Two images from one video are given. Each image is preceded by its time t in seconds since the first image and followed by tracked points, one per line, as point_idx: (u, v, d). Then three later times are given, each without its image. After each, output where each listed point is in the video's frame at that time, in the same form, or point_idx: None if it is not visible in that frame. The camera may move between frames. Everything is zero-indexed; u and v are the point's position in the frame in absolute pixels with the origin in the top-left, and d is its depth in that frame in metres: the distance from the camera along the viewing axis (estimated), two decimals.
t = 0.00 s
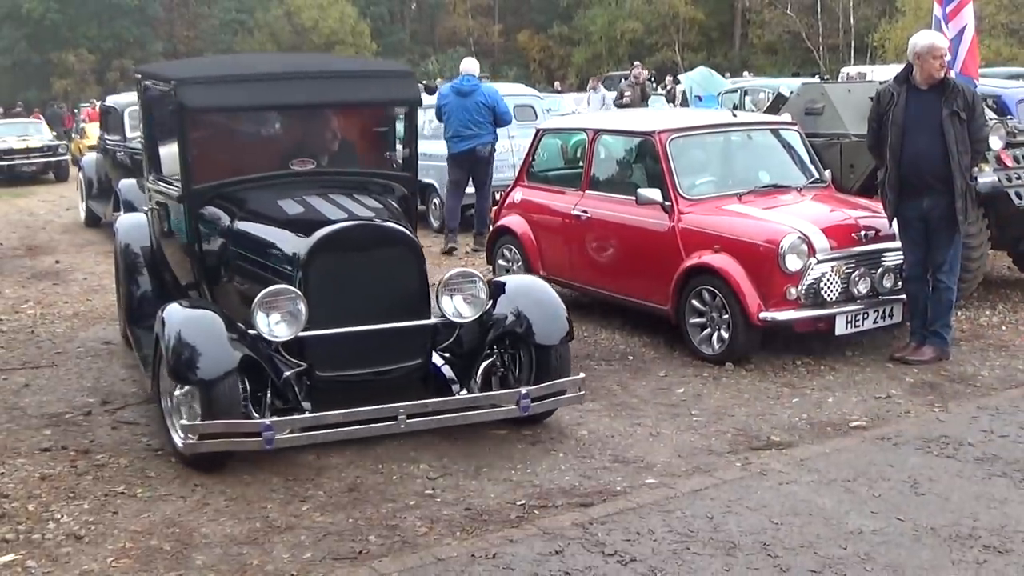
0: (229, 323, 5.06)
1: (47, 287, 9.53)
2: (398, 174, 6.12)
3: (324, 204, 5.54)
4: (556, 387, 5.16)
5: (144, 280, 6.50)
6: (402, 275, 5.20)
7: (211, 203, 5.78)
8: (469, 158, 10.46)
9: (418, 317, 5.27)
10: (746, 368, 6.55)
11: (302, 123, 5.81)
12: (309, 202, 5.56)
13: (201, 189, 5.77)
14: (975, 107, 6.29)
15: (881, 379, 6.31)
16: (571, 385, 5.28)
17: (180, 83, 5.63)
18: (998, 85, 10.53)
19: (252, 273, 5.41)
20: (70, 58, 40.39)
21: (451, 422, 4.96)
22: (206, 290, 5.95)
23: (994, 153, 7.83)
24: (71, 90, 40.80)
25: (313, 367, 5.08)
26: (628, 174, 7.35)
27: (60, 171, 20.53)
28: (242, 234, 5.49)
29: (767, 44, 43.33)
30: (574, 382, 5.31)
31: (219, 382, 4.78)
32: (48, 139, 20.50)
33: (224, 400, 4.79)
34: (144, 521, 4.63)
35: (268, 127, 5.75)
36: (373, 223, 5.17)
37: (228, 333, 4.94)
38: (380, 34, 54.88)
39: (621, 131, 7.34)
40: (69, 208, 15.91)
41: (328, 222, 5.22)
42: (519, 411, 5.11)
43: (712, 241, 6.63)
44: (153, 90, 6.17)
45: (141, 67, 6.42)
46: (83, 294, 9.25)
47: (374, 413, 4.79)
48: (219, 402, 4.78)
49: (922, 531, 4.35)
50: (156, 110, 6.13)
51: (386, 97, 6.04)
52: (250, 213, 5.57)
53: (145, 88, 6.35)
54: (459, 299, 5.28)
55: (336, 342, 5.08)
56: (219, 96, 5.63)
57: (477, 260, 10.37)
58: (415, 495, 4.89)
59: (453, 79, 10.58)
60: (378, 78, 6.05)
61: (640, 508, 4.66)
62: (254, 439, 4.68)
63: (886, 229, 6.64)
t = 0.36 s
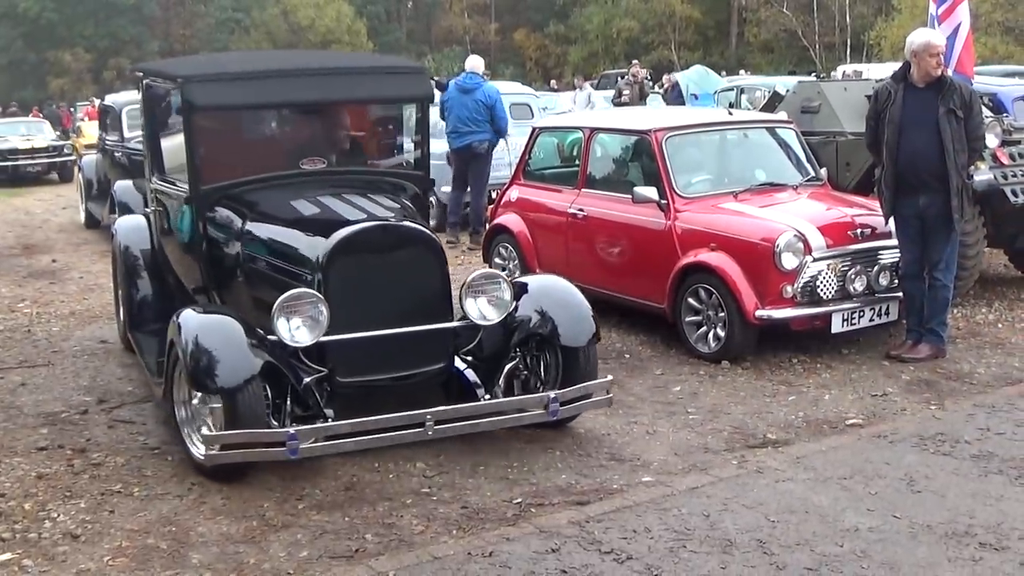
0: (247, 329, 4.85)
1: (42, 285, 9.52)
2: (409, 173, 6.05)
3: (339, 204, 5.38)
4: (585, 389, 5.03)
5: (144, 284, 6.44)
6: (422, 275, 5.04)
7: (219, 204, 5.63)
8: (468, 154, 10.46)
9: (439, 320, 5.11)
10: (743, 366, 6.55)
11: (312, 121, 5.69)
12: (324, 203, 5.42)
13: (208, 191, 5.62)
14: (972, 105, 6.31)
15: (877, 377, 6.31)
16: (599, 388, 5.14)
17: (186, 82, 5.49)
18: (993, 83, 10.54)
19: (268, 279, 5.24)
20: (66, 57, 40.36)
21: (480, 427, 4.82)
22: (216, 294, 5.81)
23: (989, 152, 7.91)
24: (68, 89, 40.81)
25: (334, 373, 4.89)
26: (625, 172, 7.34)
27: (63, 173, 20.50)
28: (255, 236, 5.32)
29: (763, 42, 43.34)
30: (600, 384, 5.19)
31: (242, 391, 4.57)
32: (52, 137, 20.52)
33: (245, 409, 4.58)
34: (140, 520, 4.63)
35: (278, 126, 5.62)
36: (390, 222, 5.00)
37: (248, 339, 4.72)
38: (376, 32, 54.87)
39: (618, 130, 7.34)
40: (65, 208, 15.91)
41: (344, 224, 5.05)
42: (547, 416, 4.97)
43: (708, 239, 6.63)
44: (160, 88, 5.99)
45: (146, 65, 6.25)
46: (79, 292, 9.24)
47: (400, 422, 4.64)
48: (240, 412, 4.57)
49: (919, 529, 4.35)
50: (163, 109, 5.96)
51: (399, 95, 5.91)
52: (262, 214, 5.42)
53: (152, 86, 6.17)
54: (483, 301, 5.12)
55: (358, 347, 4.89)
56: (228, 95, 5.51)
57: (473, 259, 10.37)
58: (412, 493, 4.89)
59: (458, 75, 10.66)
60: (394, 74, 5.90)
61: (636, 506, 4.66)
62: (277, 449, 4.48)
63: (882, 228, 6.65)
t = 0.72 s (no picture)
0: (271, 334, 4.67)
1: (34, 287, 9.52)
2: (420, 172, 5.91)
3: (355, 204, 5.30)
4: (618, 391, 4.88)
5: (140, 287, 6.27)
6: (447, 275, 4.97)
7: (228, 206, 5.51)
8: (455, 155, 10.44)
9: (460, 322, 5.04)
10: (734, 363, 6.56)
11: (323, 118, 5.54)
12: (340, 203, 5.32)
13: (217, 192, 5.49)
14: (964, 101, 6.32)
15: (868, 373, 6.32)
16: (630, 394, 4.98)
17: (194, 80, 5.33)
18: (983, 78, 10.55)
19: (286, 281, 5.12)
20: (56, 58, 40.29)
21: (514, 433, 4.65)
22: (226, 298, 5.70)
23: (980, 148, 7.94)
24: (59, 90, 40.78)
25: (359, 379, 4.76)
26: (616, 170, 7.34)
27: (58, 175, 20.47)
28: (269, 237, 5.16)
29: (754, 39, 43.36)
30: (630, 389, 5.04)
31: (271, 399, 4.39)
32: (46, 138, 20.51)
33: (276, 415, 4.40)
34: (133, 520, 4.63)
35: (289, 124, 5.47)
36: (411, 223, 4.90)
37: (273, 346, 4.55)
38: (367, 32, 54.87)
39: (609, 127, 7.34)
40: (57, 209, 15.91)
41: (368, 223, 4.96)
42: (580, 419, 4.81)
43: (700, 236, 6.63)
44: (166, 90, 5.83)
45: (150, 66, 6.10)
46: (70, 293, 9.24)
47: (436, 425, 4.47)
48: (271, 418, 4.39)
49: (911, 524, 4.36)
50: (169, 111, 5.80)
51: (414, 92, 5.76)
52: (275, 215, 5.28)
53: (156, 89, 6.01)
54: (512, 303, 5.00)
55: (383, 352, 4.79)
56: (239, 91, 5.33)
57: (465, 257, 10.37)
58: (405, 491, 4.89)
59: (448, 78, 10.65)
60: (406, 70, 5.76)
61: (628, 503, 4.67)
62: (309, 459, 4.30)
63: (875, 224, 6.65)
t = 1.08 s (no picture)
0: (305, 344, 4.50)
1: (21, 288, 9.51)
2: (432, 172, 5.63)
3: (379, 208, 5.05)
4: (658, 398, 4.79)
5: (138, 295, 6.17)
6: (482, 279, 4.74)
7: (239, 211, 5.24)
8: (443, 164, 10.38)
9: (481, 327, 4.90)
10: (723, 362, 6.56)
11: (340, 120, 5.27)
12: (361, 207, 5.07)
13: (228, 197, 5.22)
14: (951, 100, 6.32)
15: (856, 371, 6.33)
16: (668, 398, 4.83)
17: (205, 79, 5.07)
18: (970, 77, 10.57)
19: (299, 287, 4.96)
20: (43, 59, 40.22)
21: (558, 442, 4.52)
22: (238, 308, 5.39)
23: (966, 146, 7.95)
24: (46, 91, 40.71)
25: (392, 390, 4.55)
26: (603, 170, 7.34)
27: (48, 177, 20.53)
28: (290, 244, 4.92)
29: (742, 39, 43.41)
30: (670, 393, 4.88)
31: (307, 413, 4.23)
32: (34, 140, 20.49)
33: (316, 428, 4.26)
34: (121, 521, 4.63)
35: (301, 123, 5.20)
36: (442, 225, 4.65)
37: (306, 356, 4.37)
38: (355, 33, 54.85)
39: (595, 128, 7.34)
40: (45, 211, 15.90)
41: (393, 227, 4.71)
42: (621, 426, 4.68)
43: (687, 236, 6.64)
44: (170, 90, 5.58)
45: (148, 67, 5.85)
46: (58, 294, 9.24)
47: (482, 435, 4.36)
48: (312, 432, 4.24)
49: (898, 522, 4.36)
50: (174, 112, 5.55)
51: (433, 90, 5.49)
52: (294, 220, 5.03)
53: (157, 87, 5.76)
54: (548, 308, 4.74)
55: (416, 360, 4.60)
56: (255, 92, 5.06)
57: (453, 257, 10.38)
58: (393, 491, 4.89)
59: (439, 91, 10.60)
60: (427, 69, 5.50)
61: (616, 503, 4.67)
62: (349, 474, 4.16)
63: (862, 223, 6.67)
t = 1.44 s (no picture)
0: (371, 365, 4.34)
1: (8, 287, 9.49)
2: (457, 173, 5.52)
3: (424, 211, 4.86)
4: (716, 408, 4.68)
5: (141, 301, 6.06)
6: (533, 287, 4.53)
7: (268, 212, 5.07)
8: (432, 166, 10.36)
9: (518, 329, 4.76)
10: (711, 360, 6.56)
11: (371, 117, 5.14)
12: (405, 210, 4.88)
13: (258, 199, 5.06)
14: (937, 99, 6.31)
15: (844, 369, 6.33)
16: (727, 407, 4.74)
17: (234, 76, 4.90)
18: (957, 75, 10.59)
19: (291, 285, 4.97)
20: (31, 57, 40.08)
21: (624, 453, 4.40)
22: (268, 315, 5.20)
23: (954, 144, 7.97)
24: (34, 90, 40.56)
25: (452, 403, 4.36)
26: (592, 168, 7.34)
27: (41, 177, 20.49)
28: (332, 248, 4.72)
29: (731, 38, 43.43)
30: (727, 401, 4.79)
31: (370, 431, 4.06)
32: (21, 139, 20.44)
33: (380, 445, 4.09)
34: (109, 520, 4.62)
35: (334, 120, 5.05)
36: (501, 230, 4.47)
37: (366, 368, 4.20)
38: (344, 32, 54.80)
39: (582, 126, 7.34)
40: (32, 210, 15.86)
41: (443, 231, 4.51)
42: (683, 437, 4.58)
43: (675, 235, 6.64)
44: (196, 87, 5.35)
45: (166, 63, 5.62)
46: (45, 293, 9.22)
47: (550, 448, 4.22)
48: (376, 450, 4.09)
49: (886, 520, 4.37)
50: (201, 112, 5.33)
51: (461, 88, 5.40)
52: (333, 223, 4.84)
53: (175, 83, 5.57)
54: (605, 316, 4.61)
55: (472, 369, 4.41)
56: (289, 89, 4.90)
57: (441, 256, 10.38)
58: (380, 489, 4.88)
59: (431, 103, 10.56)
60: (453, 66, 5.42)
61: (605, 501, 4.67)
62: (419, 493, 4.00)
63: (848, 220, 6.68)
